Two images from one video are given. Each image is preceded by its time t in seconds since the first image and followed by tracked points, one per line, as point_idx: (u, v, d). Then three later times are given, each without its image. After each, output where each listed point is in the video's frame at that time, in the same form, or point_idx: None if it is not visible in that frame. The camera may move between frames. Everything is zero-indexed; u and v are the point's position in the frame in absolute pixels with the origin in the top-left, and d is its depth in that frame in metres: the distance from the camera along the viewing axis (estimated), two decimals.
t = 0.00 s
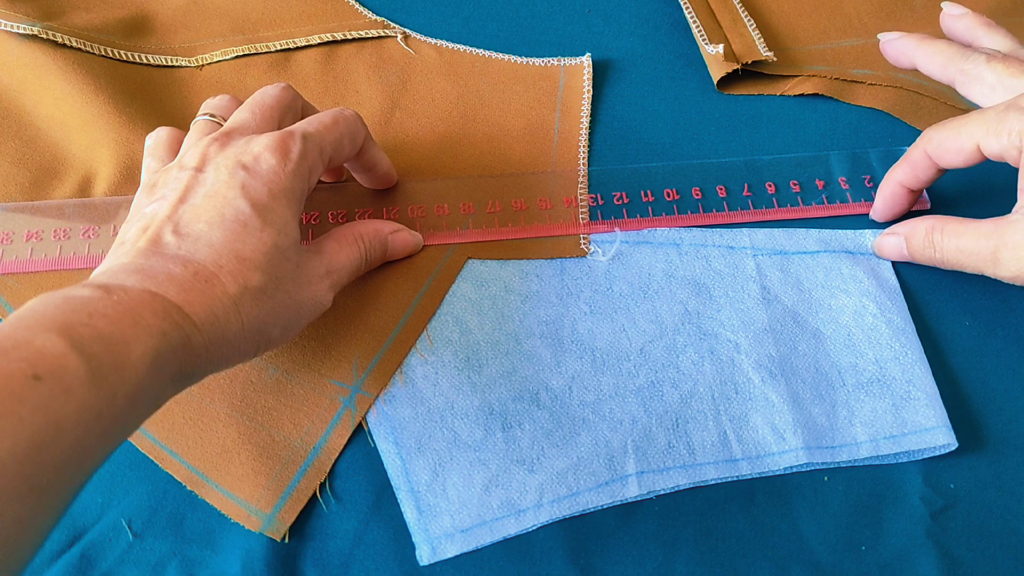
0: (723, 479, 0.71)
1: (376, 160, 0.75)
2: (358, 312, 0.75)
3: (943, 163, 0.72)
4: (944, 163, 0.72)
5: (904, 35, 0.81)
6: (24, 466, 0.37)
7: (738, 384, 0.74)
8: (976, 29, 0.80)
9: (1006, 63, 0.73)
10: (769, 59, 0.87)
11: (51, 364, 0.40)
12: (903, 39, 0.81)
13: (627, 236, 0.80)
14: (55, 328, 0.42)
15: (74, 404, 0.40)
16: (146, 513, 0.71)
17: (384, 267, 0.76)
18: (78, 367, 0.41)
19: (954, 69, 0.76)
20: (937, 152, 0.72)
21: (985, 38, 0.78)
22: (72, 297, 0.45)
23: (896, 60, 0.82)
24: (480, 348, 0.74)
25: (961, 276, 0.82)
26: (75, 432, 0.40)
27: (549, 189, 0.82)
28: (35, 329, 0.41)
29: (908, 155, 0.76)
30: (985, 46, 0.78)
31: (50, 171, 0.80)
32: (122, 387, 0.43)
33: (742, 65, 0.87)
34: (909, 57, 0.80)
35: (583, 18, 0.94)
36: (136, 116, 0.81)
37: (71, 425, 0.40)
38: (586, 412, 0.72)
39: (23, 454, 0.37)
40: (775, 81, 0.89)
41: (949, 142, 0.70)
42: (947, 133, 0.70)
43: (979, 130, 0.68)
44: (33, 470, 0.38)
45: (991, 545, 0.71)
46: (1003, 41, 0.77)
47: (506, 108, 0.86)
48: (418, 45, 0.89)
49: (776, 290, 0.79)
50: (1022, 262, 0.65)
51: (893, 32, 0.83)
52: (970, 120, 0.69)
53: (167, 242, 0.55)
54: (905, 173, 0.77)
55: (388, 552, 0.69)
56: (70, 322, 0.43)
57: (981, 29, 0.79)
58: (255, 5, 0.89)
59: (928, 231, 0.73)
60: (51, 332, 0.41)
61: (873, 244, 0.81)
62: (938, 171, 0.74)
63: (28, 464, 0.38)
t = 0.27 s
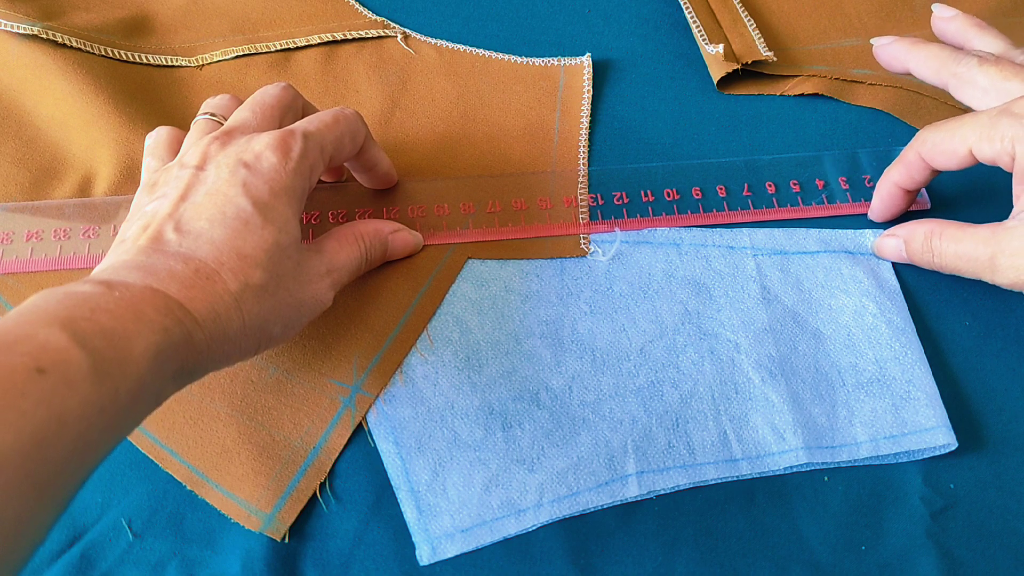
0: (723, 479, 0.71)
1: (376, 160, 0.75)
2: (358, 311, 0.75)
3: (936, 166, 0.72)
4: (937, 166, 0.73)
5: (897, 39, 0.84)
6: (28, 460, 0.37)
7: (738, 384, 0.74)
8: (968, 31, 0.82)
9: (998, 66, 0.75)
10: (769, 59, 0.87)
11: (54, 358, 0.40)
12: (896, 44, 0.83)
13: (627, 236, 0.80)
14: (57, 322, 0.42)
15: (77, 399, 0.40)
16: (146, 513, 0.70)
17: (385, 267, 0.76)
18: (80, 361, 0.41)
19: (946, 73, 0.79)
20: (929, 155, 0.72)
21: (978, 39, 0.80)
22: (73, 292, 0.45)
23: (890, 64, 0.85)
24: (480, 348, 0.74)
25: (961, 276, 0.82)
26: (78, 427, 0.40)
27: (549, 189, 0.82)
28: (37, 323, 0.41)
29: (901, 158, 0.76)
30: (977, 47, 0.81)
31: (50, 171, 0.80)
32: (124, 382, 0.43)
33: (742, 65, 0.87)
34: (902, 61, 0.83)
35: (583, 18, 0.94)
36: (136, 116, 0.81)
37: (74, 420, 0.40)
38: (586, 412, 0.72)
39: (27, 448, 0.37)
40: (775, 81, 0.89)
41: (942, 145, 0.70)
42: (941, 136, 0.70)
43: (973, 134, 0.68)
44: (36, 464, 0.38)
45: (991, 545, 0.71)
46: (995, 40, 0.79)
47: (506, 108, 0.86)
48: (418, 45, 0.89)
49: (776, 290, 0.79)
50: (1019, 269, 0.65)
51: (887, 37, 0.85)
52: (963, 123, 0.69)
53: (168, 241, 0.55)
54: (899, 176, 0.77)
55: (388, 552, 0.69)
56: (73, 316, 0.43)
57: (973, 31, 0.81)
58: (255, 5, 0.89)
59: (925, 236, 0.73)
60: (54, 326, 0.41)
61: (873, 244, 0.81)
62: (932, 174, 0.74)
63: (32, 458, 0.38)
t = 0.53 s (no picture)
0: (723, 479, 0.71)
1: (376, 160, 0.75)
2: (358, 311, 0.75)
3: (921, 165, 0.70)
4: (923, 165, 0.70)
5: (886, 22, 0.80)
6: (30, 455, 0.37)
7: (738, 384, 0.74)
8: (950, 21, 0.79)
9: (990, 55, 0.71)
10: (769, 59, 0.87)
11: (57, 353, 0.40)
12: (885, 26, 0.80)
13: (627, 236, 0.80)
14: (60, 318, 0.42)
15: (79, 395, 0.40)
16: (146, 513, 0.71)
17: (385, 267, 0.76)
18: (82, 357, 0.41)
19: (937, 58, 0.75)
20: (914, 154, 0.70)
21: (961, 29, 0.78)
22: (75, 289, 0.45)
23: (879, 46, 0.81)
24: (480, 348, 0.74)
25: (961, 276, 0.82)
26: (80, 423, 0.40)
27: (549, 189, 0.82)
28: (39, 319, 0.41)
29: (888, 157, 0.74)
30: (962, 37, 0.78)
31: (50, 171, 0.81)
32: (126, 379, 0.43)
33: (742, 65, 0.87)
34: (891, 43, 0.79)
35: (583, 18, 0.94)
36: (136, 116, 0.81)
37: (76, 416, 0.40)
38: (586, 412, 0.72)
39: (29, 444, 0.37)
40: (776, 81, 0.89)
41: (925, 147, 0.68)
42: (923, 136, 0.68)
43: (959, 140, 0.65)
44: (38, 460, 0.38)
45: (991, 545, 0.71)
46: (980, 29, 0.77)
47: (506, 108, 0.86)
48: (418, 45, 0.89)
49: (776, 290, 0.79)
50: (1012, 284, 0.61)
51: (874, 20, 0.82)
52: (948, 125, 0.66)
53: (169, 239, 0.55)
54: (888, 175, 0.75)
55: (388, 552, 0.69)
56: (75, 312, 0.43)
57: (954, 20, 0.78)
58: (254, 5, 0.89)
59: (920, 242, 0.70)
60: (56, 322, 0.41)
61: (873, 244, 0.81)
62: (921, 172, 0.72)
63: (34, 453, 0.38)
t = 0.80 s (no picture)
0: (723, 479, 0.71)
1: (376, 160, 0.75)
2: (358, 311, 0.75)
3: (922, 195, 0.69)
4: (922, 195, 0.69)
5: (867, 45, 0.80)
6: (32, 455, 0.37)
7: (738, 384, 0.74)
8: (936, 38, 0.78)
9: (972, 79, 0.71)
10: (769, 59, 0.87)
11: (58, 353, 0.40)
12: (868, 51, 0.79)
13: (627, 236, 0.80)
14: (61, 317, 0.42)
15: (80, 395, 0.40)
16: (146, 514, 0.70)
17: (385, 267, 0.76)
18: (84, 357, 0.41)
19: (919, 84, 0.75)
20: (914, 184, 0.69)
21: (947, 46, 0.77)
22: (76, 290, 0.45)
23: (863, 72, 0.81)
24: (480, 348, 0.74)
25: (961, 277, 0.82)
26: (81, 423, 0.40)
27: (549, 189, 0.82)
28: (40, 319, 0.41)
29: (886, 186, 0.73)
30: (949, 54, 0.77)
31: (51, 171, 0.81)
32: (127, 379, 0.43)
33: (742, 65, 0.87)
34: (875, 69, 0.79)
35: (583, 18, 0.94)
36: (136, 116, 0.81)
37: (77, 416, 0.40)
38: (586, 412, 0.72)
39: (31, 444, 0.37)
40: (776, 81, 0.89)
41: (924, 175, 0.67)
42: (922, 165, 0.67)
43: (955, 162, 0.65)
44: (40, 459, 0.38)
45: (991, 545, 0.71)
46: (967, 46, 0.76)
47: (506, 108, 0.86)
48: (418, 45, 0.89)
49: (776, 290, 0.79)
50: (1005, 291, 0.63)
51: (858, 43, 0.81)
52: (946, 150, 0.66)
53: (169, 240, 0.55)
54: (885, 204, 0.74)
55: (388, 552, 0.69)
56: (77, 312, 0.43)
57: (941, 36, 0.78)
58: (254, 5, 0.89)
59: (916, 247, 0.72)
60: (57, 322, 0.41)
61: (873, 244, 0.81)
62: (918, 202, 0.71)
63: (36, 453, 0.38)
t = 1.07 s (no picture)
0: (723, 479, 0.71)
1: (376, 161, 0.75)
2: (358, 311, 0.75)
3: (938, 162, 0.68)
4: (938, 161, 0.68)
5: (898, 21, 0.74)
6: (32, 456, 0.37)
7: (738, 384, 0.74)
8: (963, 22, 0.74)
9: (1008, 53, 0.67)
10: (769, 59, 0.87)
11: (59, 354, 0.40)
12: (899, 26, 0.73)
13: (627, 236, 0.80)
14: (61, 318, 0.42)
15: (81, 396, 0.40)
16: (146, 514, 0.71)
17: (385, 267, 0.77)
18: (84, 357, 0.41)
19: (955, 56, 0.70)
20: (931, 151, 0.67)
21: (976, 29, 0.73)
22: (75, 290, 0.45)
23: (892, 48, 0.74)
24: (480, 348, 0.74)
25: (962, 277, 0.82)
26: (81, 424, 0.40)
27: (549, 189, 0.82)
28: (40, 320, 0.41)
29: (902, 150, 0.72)
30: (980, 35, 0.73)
31: (50, 171, 0.81)
32: (127, 380, 0.43)
33: (742, 65, 0.87)
34: (907, 44, 0.73)
35: (583, 18, 0.94)
36: (136, 116, 0.81)
37: (77, 416, 0.40)
38: (586, 412, 0.72)
39: (31, 445, 0.37)
40: (776, 81, 0.89)
41: (943, 144, 0.65)
42: (944, 131, 0.65)
43: (979, 136, 0.62)
44: (41, 459, 0.38)
45: (991, 545, 0.71)
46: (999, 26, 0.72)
47: (505, 108, 0.86)
48: (418, 45, 0.89)
49: (776, 290, 0.79)
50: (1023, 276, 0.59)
51: (887, 19, 0.75)
52: (970, 120, 0.63)
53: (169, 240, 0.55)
54: (900, 167, 0.73)
55: (388, 552, 0.69)
56: (76, 313, 0.43)
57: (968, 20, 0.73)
58: (254, 5, 0.89)
59: (925, 226, 0.67)
60: (57, 323, 0.41)
61: (873, 245, 0.81)
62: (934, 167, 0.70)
63: (37, 453, 0.38)
